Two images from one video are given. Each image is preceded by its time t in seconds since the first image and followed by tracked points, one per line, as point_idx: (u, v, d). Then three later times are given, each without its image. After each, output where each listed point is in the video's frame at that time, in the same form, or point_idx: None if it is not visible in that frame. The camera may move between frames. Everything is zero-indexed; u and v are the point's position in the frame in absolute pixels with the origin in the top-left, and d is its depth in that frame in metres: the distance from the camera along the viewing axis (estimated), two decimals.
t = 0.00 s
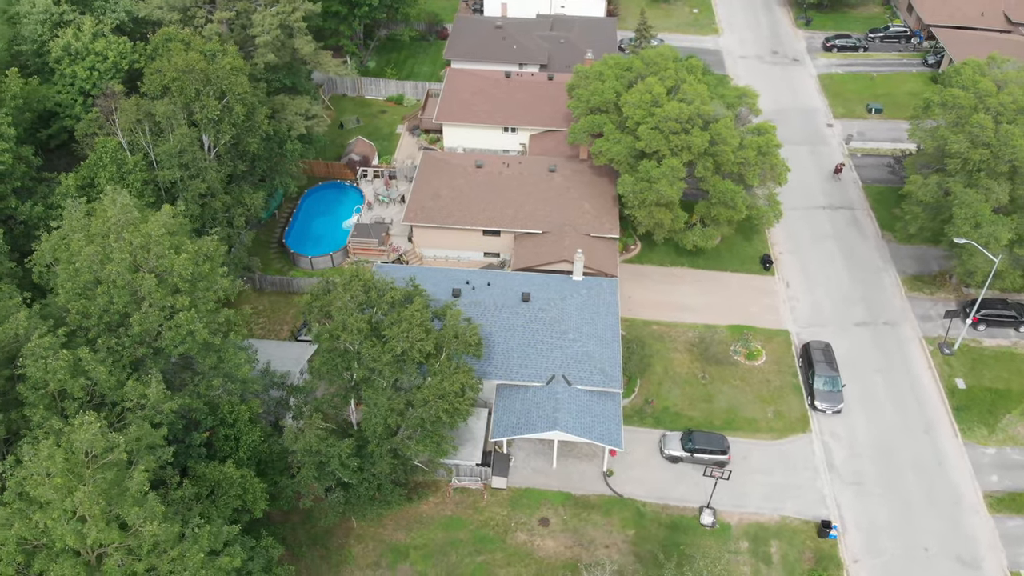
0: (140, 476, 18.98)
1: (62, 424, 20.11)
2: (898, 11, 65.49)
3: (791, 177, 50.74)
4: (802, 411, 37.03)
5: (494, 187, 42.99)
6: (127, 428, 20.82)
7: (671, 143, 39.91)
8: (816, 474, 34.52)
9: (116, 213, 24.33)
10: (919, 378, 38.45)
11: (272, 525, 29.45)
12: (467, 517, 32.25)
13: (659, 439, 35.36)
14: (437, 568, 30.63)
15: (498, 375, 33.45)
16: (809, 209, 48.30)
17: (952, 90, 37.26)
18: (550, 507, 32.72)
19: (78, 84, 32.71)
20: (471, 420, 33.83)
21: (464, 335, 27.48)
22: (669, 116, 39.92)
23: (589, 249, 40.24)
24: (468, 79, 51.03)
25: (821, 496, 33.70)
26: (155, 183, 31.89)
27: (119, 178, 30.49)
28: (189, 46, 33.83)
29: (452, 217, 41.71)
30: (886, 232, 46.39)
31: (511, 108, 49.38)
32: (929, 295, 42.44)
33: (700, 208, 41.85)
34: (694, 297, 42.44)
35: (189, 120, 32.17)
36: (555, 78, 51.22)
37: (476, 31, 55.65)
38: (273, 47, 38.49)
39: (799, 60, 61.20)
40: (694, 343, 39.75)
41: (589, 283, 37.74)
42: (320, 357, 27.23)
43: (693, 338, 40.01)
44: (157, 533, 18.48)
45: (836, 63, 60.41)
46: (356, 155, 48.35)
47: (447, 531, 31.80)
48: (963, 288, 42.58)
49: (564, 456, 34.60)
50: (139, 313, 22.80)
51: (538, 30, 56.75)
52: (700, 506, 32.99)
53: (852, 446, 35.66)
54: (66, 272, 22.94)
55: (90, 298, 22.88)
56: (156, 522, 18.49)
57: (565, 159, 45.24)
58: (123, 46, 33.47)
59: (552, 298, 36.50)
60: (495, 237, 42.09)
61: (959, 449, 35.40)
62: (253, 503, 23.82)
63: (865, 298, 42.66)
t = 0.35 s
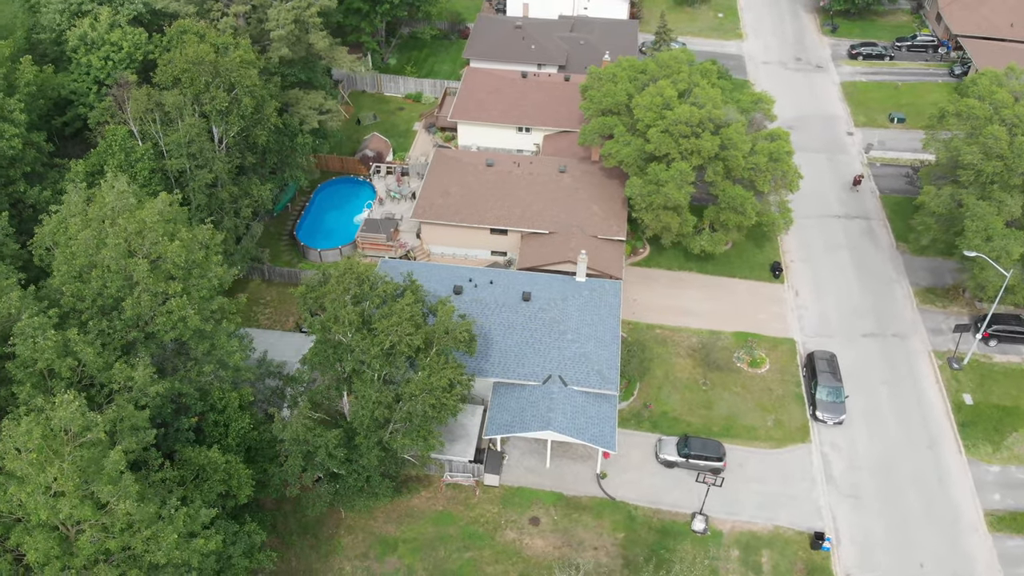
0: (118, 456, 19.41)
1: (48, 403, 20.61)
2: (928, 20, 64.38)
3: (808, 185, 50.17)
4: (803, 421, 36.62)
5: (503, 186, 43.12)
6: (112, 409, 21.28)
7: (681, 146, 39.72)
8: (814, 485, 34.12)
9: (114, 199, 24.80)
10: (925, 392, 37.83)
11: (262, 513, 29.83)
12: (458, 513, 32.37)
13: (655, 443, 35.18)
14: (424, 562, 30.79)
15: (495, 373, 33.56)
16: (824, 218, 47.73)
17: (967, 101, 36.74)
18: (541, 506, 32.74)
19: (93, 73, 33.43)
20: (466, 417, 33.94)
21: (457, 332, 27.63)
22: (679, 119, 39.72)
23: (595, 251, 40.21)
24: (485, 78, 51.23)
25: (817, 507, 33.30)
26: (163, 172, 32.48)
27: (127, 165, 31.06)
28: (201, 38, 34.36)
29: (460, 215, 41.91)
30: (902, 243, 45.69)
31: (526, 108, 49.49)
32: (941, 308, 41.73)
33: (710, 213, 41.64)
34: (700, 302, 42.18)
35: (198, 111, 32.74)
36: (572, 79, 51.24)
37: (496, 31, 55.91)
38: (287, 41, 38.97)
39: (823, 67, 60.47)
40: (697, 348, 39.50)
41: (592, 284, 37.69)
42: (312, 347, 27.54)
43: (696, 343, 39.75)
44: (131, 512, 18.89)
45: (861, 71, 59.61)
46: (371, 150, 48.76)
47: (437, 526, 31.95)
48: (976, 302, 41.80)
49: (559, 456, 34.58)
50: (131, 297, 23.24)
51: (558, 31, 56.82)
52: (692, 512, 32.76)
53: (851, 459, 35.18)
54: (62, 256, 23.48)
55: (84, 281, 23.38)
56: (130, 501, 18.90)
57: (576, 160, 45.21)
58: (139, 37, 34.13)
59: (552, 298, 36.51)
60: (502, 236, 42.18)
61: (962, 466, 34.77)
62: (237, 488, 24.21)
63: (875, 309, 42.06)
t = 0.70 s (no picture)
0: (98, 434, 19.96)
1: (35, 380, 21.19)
2: (960, 31, 63.19)
3: (825, 195, 49.53)
4: (803, 432, 36.15)
5: (513, 185, 43.25)
6: (99, 389, 21.84)
7: (691, 150, 39.51)
8: (810, 497, 33.60)
9: (114, 184, 25.34)
10: (932, 408, 37.11)
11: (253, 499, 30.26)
12: (448, 508, 32.53)
13: (650, 448, 34.96)
14: (411, 555, 30.98)
15: (491, 371, 33.66)
16: (840, 228, 47.07)
17: (983, 112, 36.39)
18: (531, 506, 32.76)
19: (110, 62, 34.21)
20: (461, 414, 34.07)
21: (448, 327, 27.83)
22: (690, 123, 39.52)
23: (601, 254, 40.16)
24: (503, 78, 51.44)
25: (812, 520, 32.78)
26: (172, 161, 33.12)
27: (137, 153, 31.72)
28: (216, 31, 34.97)
29: (469, 213, 42.10)
30: (917, 257, 44.91)
31: (542, 109, 49.58)
32: (953, 323, 40.92)
33: (720, 219, 41.38)
34: (707, 309, 41.88)
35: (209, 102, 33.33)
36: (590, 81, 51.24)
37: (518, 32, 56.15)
38: (302, 36, 39.51)
39: (850, 75, 59.61)
40: (700, 355, 39.22)
41: (595, 286, 37.62)
42: (305, 337, 27.88)
43: (700, 350, 39.46)
44: (106, 488, 19.39)
45: (887, 81, 58.70)
46: (386, 147, 49.22)
47: (426, 520, 32.14)
48: (990, 318, 40.93)
49: (552, 456, 34.56)
50: (125, 281, 23.77)
51: (580, 33, 56.90)
52: (683, 519, 32.49)
53: (851, 472, 34.62)
54: (60, 238, 24.08)
55: (80, 264, 23.96)
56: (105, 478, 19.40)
57: (588, 161, 45.18)
58: (155, 27, 34.85)
59: (553, 299, 36.52)
60: (510, 236, 42.27)
61: (965, 484, 34.05)
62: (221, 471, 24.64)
63: (886, 322, 41.37)
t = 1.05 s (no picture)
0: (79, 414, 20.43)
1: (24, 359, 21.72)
2: (989, 42, 62.07)
3: (841, 205, 48.91)
4: (802, 443, 35.73)
5: (522, 186, 43.36)
6: (87, 371, 22.36)
7: (700, 155, 39.28)
8: (805, 509, 33.21)
9: (114, 172, 25.88)
10: (936, 424, 36.48)
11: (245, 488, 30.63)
12: (439, 504, 32.65)
13: (645, 453, 34.78)
14: (399, 550, 31.12)
15: (487, 370, 33.77)
16: (853, 239, 46.46)
17: (998, 125, 35.95)
18: (522, 505, 32.77)
19: (125, 53, 34.92)
20: (456, 411, 34.20)
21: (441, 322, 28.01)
22: (700, 128, 39.28)
23: (607, 257, 40.09)
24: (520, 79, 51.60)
25: (805, 532, 32.38)
26: (181, 152, 33.70)
27: (146, 143, 32.32)
28: (229, 25, 35.53)
29: (477, 212, 42.26)
30: (931, 270, 44.17)
31: (557, 110, 49.62)
32: (964, 339, 40.18)
33: (729, 225, 41.08)
34: (712, 316, 41.59)
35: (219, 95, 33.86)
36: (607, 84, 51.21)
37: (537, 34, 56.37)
38: (316, 32, 39.99)
39: (874, 85, 58.75)
40: (702, 361, 38.94)
41: (598, 289, 37.57)
42: (298, 329, 28.20)
43: (703, 356, 39.19)
44: (85, 467, 19.85)
45: (912, 91, 57.81)
46: (400, 144, 49.54)
47: (417, 515, 32.28)
48: (1002, 335, 40.12)
49: (546, 457, 34.54)
50: (120, 266, 24.25)
51: (600, 36, 56.92)
52: (674, 525, 32.27)
53: (849, 486, 34.14)
54: (59, 223, 24.65)
55: (77, 249, 24.50)
56: (84, 458, 19.87)
57: (599, 164, 45.14)
58: (171, 20, 35.50)
59: (554, 300, 36.53)
60: (517, 236, 42.34)
61: (965, 503, 33.40)
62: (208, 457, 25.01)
63: (894, 335, 40.74)
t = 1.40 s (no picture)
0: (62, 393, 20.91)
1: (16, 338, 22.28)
2: (1022, 56, 60.68)
3: (858, 217, 48.13)
4: (801, 456, 35.24)
5: (532, 187, 43.39)
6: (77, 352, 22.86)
7: (710, 161, 38.95)
8: (799, 523, 32.72)
9: (116, 159, 26.41)
10: (940, 443, 35.76)
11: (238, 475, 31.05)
12: (430, 500, 32.79)
13: (640, 459, 34.53)
14: (387, 543, 31.31)
15: (484, 369, 33.84)
16: (869, 251, 45.70)
17: (1015, 139, 35.18)
18: (512, 505, 32.77)
19: (142, 44, 35.66)
20: (451, 408, 34.31)
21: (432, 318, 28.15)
22: (711, 134, 38.96)
23: (613, 260, 39.97)
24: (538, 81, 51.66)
25: (797, 546, 31.90)
26: (192, 142, 34.32)
27: (156, 132, 32.96)
28: (244, 19, 36.06)
29: (486, 211, 42.38)
30: (947, 286, 43.30)
31: (573, 113, 49.53)
32: (976, 357, 39.32)
33: (738, 233, 40.69)
34: (718, 324, 41.24)
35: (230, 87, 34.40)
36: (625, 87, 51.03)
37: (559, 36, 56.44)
38: (332, 29, 40.42)
39: (900, 96, 57.73)
40: (704, 369, 38.61)
41: (600, 292, 37.46)
42: (292, 320, 28.52)
43: (705, 364, 38.87)
44: (65, 445, 20.33)
45: (939, 103, 56.74)
46: (416, 142, 49.88)
47: (407, 510, 32.44)
48: (1016, 355, 39.19)
49: (540, 458, 34.50)
50: (116, 252, 24.77)
51: (622, 40, 56.80)
52: (664, 532, 31.98)
53: (846, 501, 33.58)
54: (60, 207, 25.26)
55: (76, 233, 25.09)
56: (63, 435, 20.33)
57: (611, 167, 45.00)
58: (188, 13, 36.15)
59: (555, 302, 36.50)
60: (525, 237, 42.38)
61: (965, 524, 32.66)
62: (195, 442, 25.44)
63: (904, 351, 40.01)
